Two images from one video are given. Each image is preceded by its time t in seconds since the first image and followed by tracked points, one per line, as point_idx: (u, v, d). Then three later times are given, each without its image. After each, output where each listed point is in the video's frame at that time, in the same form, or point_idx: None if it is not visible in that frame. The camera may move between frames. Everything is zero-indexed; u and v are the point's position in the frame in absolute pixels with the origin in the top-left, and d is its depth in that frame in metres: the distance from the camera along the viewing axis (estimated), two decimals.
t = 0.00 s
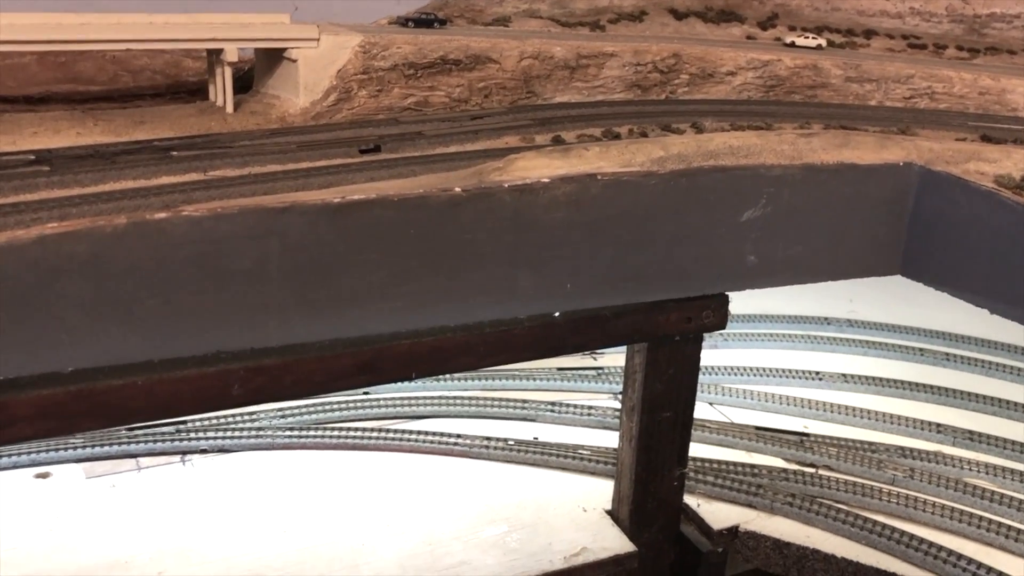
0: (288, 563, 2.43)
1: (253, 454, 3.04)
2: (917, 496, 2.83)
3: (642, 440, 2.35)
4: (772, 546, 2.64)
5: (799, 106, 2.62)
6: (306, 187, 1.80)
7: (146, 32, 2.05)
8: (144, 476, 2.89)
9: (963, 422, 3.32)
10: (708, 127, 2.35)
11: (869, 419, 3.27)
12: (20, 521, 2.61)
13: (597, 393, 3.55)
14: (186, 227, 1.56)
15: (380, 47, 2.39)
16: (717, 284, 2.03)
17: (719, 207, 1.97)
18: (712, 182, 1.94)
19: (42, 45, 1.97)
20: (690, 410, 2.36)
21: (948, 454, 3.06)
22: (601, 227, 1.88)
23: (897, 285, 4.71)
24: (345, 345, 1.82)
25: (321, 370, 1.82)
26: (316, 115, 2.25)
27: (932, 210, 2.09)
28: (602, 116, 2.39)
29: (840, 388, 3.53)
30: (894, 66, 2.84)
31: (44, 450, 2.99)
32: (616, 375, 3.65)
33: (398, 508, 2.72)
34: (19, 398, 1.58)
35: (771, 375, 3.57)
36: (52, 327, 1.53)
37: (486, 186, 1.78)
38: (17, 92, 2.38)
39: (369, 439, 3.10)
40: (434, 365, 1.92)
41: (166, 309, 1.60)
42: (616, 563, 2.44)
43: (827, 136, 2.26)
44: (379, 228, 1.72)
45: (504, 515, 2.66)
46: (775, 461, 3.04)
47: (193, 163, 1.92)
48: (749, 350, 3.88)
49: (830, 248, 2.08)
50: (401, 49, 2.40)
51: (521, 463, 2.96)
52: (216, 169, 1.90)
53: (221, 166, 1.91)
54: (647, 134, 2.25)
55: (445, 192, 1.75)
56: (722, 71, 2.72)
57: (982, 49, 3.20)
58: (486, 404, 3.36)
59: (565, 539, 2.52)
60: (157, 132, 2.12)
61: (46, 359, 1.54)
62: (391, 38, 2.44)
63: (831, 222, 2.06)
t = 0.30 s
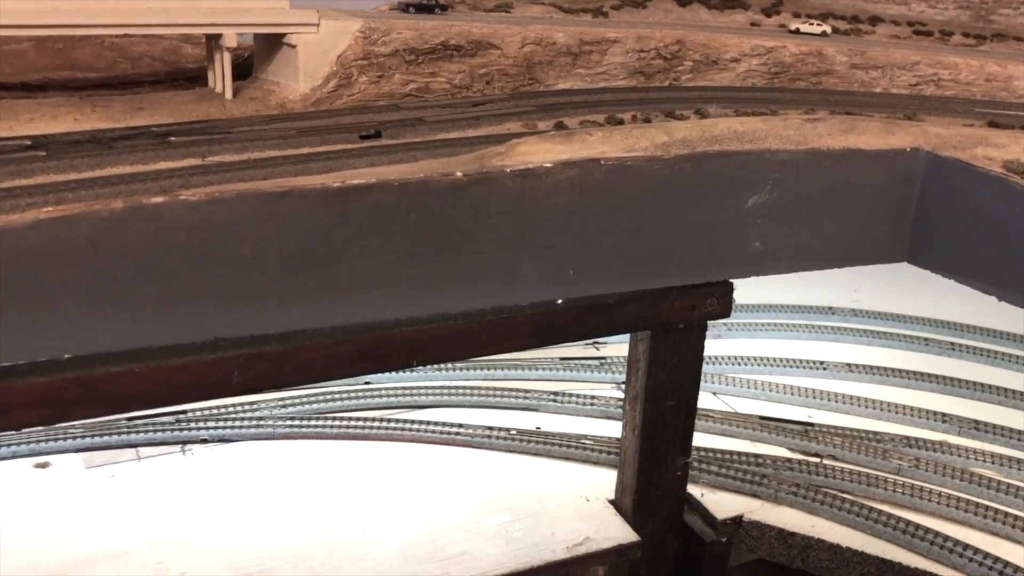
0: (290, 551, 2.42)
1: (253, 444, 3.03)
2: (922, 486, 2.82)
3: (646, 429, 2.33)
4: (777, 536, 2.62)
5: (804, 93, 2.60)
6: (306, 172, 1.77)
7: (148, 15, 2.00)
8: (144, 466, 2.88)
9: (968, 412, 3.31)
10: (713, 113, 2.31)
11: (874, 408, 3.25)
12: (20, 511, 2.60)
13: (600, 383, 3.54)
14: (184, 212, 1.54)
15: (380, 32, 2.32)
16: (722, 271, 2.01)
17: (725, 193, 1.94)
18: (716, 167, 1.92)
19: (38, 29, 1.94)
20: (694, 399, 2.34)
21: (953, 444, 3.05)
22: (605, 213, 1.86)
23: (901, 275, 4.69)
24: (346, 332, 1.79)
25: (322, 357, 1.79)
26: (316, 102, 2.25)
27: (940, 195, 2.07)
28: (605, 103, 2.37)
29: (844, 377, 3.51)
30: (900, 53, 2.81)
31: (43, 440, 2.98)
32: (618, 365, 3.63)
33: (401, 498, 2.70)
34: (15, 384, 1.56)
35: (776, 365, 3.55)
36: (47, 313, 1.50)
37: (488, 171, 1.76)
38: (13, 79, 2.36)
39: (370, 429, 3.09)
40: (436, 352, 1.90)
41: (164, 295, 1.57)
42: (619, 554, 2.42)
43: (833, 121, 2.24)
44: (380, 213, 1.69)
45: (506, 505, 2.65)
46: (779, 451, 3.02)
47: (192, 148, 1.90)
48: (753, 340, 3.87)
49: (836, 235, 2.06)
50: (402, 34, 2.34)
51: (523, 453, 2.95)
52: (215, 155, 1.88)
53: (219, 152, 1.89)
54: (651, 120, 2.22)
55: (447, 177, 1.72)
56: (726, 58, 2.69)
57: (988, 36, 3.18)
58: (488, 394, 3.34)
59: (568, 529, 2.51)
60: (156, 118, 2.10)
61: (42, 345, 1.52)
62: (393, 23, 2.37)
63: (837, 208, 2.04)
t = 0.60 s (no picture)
0: (290, 547, 2.40)
1: (252, 438, 3.02)
2: (924, 480, 2.81)
3: (647, 423, 2.32)
4: (779, 530, 2.61)
5: (806, 86, 2.59)
6: (305, 164, 1.76)
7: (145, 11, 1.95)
8: (143, 461, 2.87)
9: (971, 406, 3.30)
10: (714, 105, 2.30)
11: (877, 403, 3.24)
12: (19, 505, 2.59)
13: (601, 377, 3.52)
14: (181, 203, 1.53)
15: (379, 24, 2.29)
16: (724, 265, 1.99)
17: (727, 185, 1.93)
18: (719, 159, 1.91)
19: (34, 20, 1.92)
20: (695, 393, 2.33)
21: (955, 438, 3.04)
22: (606, 205, 1.84)
23: (903, 270, 4.68)
24: (345, 326, 1.78)
25: (321, 351, 1.78)
26: (315, 94, 2.22)
27: (944, 188, 2.05)
28: (606, 95, 2.35)
29: (846, 371, 3.50)
30: (903, 45, 2.80)
31: (42, 434, 2.97)
32: (619, 359, 3.62)
33: (401, 493, 2.69)
34: (12, 377, 1.55)
35: (778, 359, 3.53)
36: (43, 306, 1.49)
37: (488, 162, 1.74)
38: (10, 71, 2.34)
39: (370, 423, 3.07)
40: (437, 346, 1.89)
41: (161, 288, 1.56)
42: (621, 548, 2.41)
43: (837, 113, 2.22)
44: (380, 206, 1.68)
45: (507, 499, 2.64)
46: (781, 445, 3.01)
47: (190, 140, 1.88)
48: (754, 334, 3.85)
49: (840, 227, 2.04)
50: (401, 26, 2.32)
51: (524, 448, 2.93)
52: (213, 146, 1.86)
53: (217, 144, 1.87)
54: (652, 112, 2.21)
55: (446, 168, 1.71)
56: (727, 50, 2.69)
57: (991, 29, 3.16)
58: (488, 388, 3.33)
59: (569, 523, 2.50)
60: (154, 110, 2.08)
61: (38, 338, 1.51)
62: (390, 14, 2.34)
63: (840, 200, 2.02)
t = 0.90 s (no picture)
0: (289, 542, 2.38)
1: (251, 433, 3.00)
2: (928, 475, 2.79)
3: (649, 417, 2.31)
4: (782, 526, 2.58)
5: (808, 78, 2.57)
6: (305, 153, 1.74)
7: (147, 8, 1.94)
8: (141, 456, 2.84)
9: (974, 402, 3.29)
10: (717, 97, 2.28)
11: (880, 398, 3.22)
12: (15, 501, 2.56)
13: (602, 372, 3.50)
14: (180, 191, 1.51)
15: (379, 14, 2.29)
16: (728, 257, 1.97)
17: (731, 176, 1.91)
18: (723, 149, 1.89)
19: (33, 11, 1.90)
20: (697, 387, 2.32)
21: (959, 434, 3.03)
22: (609, 195, 1.83)
23: (905, 266, 4.67)
24: (345, 318, 1.76)
25: (321, 342, 1.76)
26: (314, 85, 2.20)
27: (949, 179, 2.03)
28: (608, 87, 2.34)
29: (849, 367, 3.48)
30: (906, 38, 2.79)
31: (38, 429, 2.94)
32: (620, 354, 3.60)
33: (401, 488, 2.67)
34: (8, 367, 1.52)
35: (780, 354, 3.52)
36: (39, 295, 1.46)
37: (490, 151, 1.72)
38: (5, 63, 2.31)
39: (369, 419, 3.05)
40: (438, 337, 1.87)
41: (159, 277, 1.53)
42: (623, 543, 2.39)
43: (842, 104, 2.21)
44: (382, 195, 1.66)
45: (508, 494, 2.61)
46: (783, 440, 2.99)
47: (188, 130, 1.86)
48: (756, 329, 3.84)
49: (845, 218, 2.02)
50: (401, 17, 2.31)
51: (526, 443, 2.91)
52: (211, 136, 1.84)
53: (215, 133, 1.85)
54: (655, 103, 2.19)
55: (448, 157, 1.69)
56: (729, 43, 2.67)
57: (994, 22, 3.14)
58: (489, 383, 3.31)
59: (571, 518, 2.47)
60: (151, 101, 2.06)
61: (33, 328, 1.48)
62: (389, 5, 2.33)
63: (845, 191, 2.01)
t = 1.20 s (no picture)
0: (290, 543, 2.36)
1: (251, 434, 2.98)
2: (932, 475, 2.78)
3: (652, 417, 2.30)
4: (785, 525, 2.57)
5: (809, 77, 2.57)
6: (306, 150, 1.72)
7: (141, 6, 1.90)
8: (140, 456, 2.82)
9: (977, 401, 3.27)
10: (719, 95, 2.28)
11: (882, 398, 3.21)
12: (13, 502, 2.54)
13: (603, 371, 3.49)
14: (180, 188, 1.49)
15: (380, 12, 2.27)
16: (731, 255, 1.96)
17: (734, 173, 1.90)
18: (726, 147, 1.88)
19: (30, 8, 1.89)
20: (700, 386, 2.31)
21: (963, 434, 3.02)
22: (611, 193, 1.81)
23: (906, 266, 4.66)
24: (346, 316, 1.75)
25: (321, 341, 1.74)
26: (314, 83, 2.18)
27: (953, 178, 2.03)
28: (610, 85, 2.33)
29: (851, 366, 3.46)
30: (908, 37, 2.79)
31: (37, 429, 2.92)
32: (622, 354, 3.58)
33: (402, 489, 2.65)
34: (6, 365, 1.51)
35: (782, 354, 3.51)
36: (37, 292, 1.45)
37: (492, 149, 1.71)
38: (3, 61, 2.30)
39: (369, 419, 3.03)
40: (440, 336, 1.86)
41: (158, 275, 1.52)
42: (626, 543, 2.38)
43: (845, 101, 2.20)
44: (383, 192, 1.65)
45: (510, 495, 2.60)
46: (786, 440, 2.98)
47: (187, 128, 1.84)
48: (758, 329, 3.82)
49: (848, 216, 2.02)
50: (402, 15, 2.31)
51: (528, 443, 2.89)
52: (211, 134, 1.83)
53: (215, 131, 1.84)
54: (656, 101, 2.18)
55: (450, 154, 1.68)
56: (730, 42, 2.66)
57: (996, 21, 3.14)
58: (490, 383, 3.29)
59: (572, 518, 2.46)
60: (151, 98, 2.05)
61: (32, 326, 1.47)
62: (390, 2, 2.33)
63: (848, 188, 2.00)
